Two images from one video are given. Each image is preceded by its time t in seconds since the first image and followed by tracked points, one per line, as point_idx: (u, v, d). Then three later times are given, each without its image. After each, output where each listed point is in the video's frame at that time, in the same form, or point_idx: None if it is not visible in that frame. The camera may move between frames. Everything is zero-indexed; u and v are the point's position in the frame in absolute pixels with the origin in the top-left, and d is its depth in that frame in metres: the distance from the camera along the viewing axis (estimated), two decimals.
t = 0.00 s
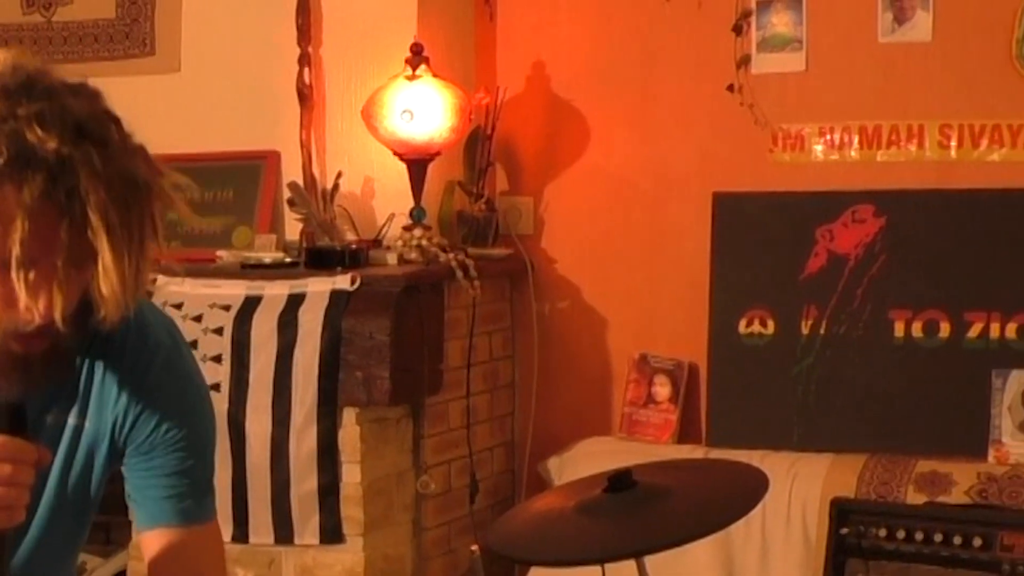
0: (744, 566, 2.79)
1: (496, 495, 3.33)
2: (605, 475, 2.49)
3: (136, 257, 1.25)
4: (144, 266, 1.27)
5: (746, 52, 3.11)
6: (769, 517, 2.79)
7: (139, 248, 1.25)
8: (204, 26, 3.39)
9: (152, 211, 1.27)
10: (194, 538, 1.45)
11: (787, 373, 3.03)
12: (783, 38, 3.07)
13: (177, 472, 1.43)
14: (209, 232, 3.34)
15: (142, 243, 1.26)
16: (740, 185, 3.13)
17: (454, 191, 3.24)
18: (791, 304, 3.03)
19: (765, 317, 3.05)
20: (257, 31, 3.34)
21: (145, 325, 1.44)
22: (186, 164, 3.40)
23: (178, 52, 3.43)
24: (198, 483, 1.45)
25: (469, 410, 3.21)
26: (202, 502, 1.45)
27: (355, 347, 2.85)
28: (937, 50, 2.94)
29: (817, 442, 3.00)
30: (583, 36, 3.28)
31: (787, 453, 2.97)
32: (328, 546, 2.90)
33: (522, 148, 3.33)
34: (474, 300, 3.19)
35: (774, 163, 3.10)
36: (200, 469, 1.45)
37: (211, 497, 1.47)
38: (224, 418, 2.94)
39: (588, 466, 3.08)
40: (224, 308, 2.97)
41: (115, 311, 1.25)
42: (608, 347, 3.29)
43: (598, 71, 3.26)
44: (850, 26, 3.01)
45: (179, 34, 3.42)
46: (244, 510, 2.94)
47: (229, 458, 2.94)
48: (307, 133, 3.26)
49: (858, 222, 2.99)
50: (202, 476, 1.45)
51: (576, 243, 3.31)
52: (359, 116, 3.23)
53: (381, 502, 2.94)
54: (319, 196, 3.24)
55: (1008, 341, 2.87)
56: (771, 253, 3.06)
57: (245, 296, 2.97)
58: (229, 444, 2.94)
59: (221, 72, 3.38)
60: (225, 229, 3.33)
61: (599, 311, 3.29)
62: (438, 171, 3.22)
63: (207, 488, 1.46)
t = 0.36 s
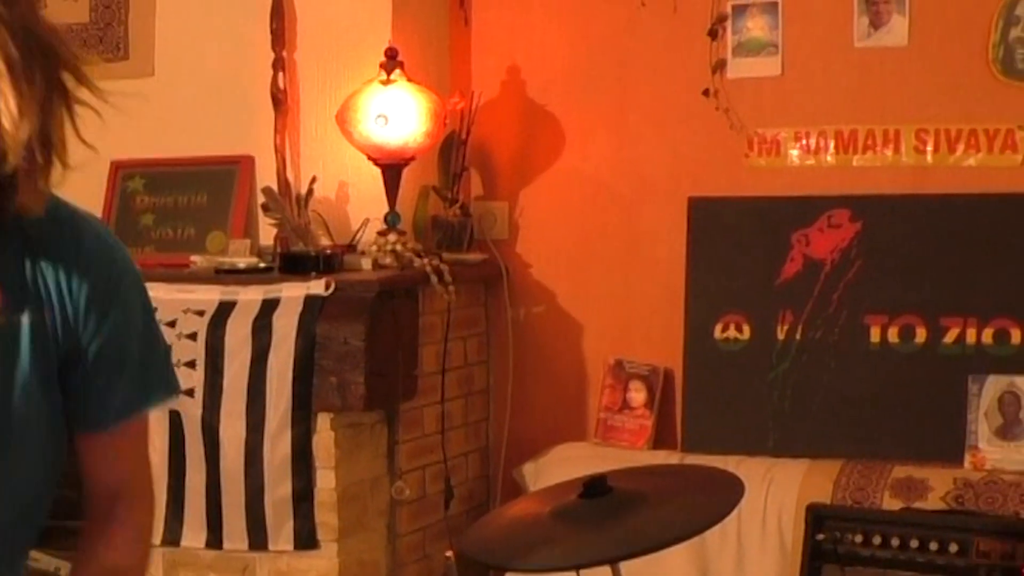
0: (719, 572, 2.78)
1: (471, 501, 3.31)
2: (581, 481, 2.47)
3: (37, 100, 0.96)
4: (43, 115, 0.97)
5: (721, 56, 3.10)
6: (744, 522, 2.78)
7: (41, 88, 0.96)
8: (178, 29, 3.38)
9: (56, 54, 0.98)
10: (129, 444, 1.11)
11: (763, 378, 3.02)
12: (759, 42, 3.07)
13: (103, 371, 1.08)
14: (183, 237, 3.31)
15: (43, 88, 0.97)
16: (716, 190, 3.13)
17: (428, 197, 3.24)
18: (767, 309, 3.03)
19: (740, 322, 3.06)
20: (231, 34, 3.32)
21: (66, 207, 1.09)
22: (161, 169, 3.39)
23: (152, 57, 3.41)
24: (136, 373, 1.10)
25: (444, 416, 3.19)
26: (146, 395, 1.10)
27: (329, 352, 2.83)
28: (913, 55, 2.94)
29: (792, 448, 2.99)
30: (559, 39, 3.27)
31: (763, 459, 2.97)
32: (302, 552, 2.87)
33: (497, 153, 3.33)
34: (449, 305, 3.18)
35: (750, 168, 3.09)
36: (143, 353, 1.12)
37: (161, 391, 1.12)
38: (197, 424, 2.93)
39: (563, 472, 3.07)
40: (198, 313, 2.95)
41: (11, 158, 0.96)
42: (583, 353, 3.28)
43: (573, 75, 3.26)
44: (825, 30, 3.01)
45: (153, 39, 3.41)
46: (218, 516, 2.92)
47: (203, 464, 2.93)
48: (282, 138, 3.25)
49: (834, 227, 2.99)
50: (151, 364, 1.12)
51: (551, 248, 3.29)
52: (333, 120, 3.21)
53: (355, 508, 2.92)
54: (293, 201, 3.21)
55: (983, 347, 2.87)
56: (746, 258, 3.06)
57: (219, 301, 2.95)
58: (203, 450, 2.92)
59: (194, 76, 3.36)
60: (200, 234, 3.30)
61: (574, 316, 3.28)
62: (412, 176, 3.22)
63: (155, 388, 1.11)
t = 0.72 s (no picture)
0: None
1: (446, 507, 3.29)
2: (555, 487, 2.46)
3: None
4: None
5: (697, 61, 3.10)
6: (720, 527, 2.78)
7: None
8: (152, 34, 3.36)
9: None
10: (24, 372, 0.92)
11: (739, 384, 3.02)
12: (734, 46, 3.06)
13: None
14: (157, 242, 3.29)
15: None
16: (691, 195, 3.12)
17: (403, 202, 3.23)
18: (743, 314, 3.03)
19: (716, 328, 3.05)
20: (204, 39, 3.30)
21: None
22: (135, 174, 3.36)
23: (126, 62, 3.39)
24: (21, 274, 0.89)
25: (419, 421, 3.18)
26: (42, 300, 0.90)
27: (303, 358, 2.82)
28: (889, 59, 2.94)
29: (768, 453, 2.99)
30: (534, 43, 3.26)
31: (739, 465, 2.96)
32: (277, 558, 2.86)
33: (471, 158, 3.32)
34: (423, 310, 3.16)
35: (726, 173, 3.09)
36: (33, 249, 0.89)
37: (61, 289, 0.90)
38: (172, 429, 2.90)
39: (539, 477, 3.06)
40: (172, 319, 2.92)
41: None
42: (558, 358, 3.27)
43: (548, 80, 3.25)
44: (800, 35, 3.01)
45: (127, 44, 3.39)
46: (193, 522, 2.90)
47: (178, 470, 2.91)
48: (256, 144, 3.23)
49: (810, 232, 2.99)
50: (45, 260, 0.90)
51: (525, 253, 3.29)
52: (307, 125, 3.19)
53: (330, 514, 2.90)
54: (267, 206, 3.19)
55: (960, 352, 2.87)
56: (721, 263, 3.06)
57: (193, 306, 2.92)
58: (178, 456, 2.90)
59: (169, 80, 3.34)
60: (174, 240, 3.28)
61: (549, 322, 3.27)
62: (386, 182, 3.22)
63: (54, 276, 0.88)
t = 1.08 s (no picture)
0: None
1: (420, 512, 3.27)
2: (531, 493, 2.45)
3: None
4: None
5: (672, 66, 3.10)
6: (696, 532, 2.77)
7: None
8: (125, 38, 3.33)
9: None
10: None
11: (714, 390, 3.02)
12: (710, 51, 3.06)
13: None
14: (131, 247, 3.26)
15: None
16: (667, 200, 3.12)
17: (377, 207, 3.20)
18: (719, 320, 3.03)
19: (691, 333, 3.05)
20: (178, 42, 3.28)
21: None
22: (109, 179, 3.33)
23: (100, 67, 3.37)
24: None
25: (394, 426, 3.16)
26: None
27: (278, 363, 2.80)
28: (864, 64, 2.94)
29: (744, 458, 2.98)
30: (509, 48, 3.25)
31: (715, 470, 2.96)
32: (251, 564, 2.83)
33: (446, 162, 3.31)
34: (398, 315, 3.14)
35: (701, 178, 3.09)
36: None
37: None
38: (146, 435, 2.88)
39: (514, 483, 3.05)
40: (146, 324, 2.89)
41: None
42: (534, 364, 3.25)
43: (523, 84, 3.24)
44: (775, 40, 3.01)
45: (100, 48, 3.36)
46: (167, 528, 2.87)
47: (152, 475, 2.88)
48: (230, 149, 3.21)
49: (786, 237, 2.99)
50: None
51: (500, 258, 3.28)
52: (281, 130, 3.18)
53: (304, 520, 2.88)
54: (242, 211, 3.18)
55: (937, 358, 2.87)
56: (697, 268, 3.05)
57: (167, 312, 2.89)
58: (152, 462, 2.87)
59: (143, 84, 3.32)
60: (148, 245, 3.25)
61: (524, 327, 3.26)
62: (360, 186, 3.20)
63: None
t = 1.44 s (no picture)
0: None
1: (395, 518, 3.26)
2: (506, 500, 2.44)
3: None
4: None
5: (648, 70, 3.10)
6: (671, 537, 2.77)
7: None
8: (99, 42, 3.31)
9: None
10: None
11: (691, 396, 3.02)
12: (686, 56, 3.06)
13: None
14: (105, 253, 3.24)
15: None
16: (642, 205, 3.11)
17: (352, 212, 3.19)
18: (694, 325, 3.03)
19: (667, 339, 3.05)
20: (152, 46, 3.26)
21: None
22: (83, 184, 3.31)
23: (74, 71, 3.34)
24: None
25: (369, 432, 3.14)
26: None
27: (252, 368, 2.78)
28: (839, 69, 2.95)
29: (720, 464, 2.98)
30: (484, 52, 3.24)
31: (690, 476, 2.96)
32: (226, 570, 2.81)
33: (421, 167, 3.30)
34: (373, 321, 3.12)
35: (676, 182, 3.08)
36: None
37: None
38: (120, 441, 2.85)
39: (489, 489, 3.03)
40: (120, 329, 2.87)
41: None
42: (509, 369, 3.24)
43: (499, 88, 3.23)
44: (750, 45, 3.01)
45: (74, 52, 3.34)
46: (141, 534, 2.85)
47: (126, 481, 2.86)
48: (205, 153, 3.19)
49: (762, 242, 2.98)
50: None
51: (475, 264, 3.26)
52: (256, 135, 3.16)
53: (278, 527, 2.85)
54: (216, 216, 3.15)
55: (914, 364, 2.87)
56: (673, 273, 3.05)
57: (141, 317, 2.87)
58: (126, 468, 2.85)
59: (117, 88, 3.30)
60: (122, 250, 3.23)
61: (500, 332, 3.25)
62: (335, 192, 3.20)
63: None
